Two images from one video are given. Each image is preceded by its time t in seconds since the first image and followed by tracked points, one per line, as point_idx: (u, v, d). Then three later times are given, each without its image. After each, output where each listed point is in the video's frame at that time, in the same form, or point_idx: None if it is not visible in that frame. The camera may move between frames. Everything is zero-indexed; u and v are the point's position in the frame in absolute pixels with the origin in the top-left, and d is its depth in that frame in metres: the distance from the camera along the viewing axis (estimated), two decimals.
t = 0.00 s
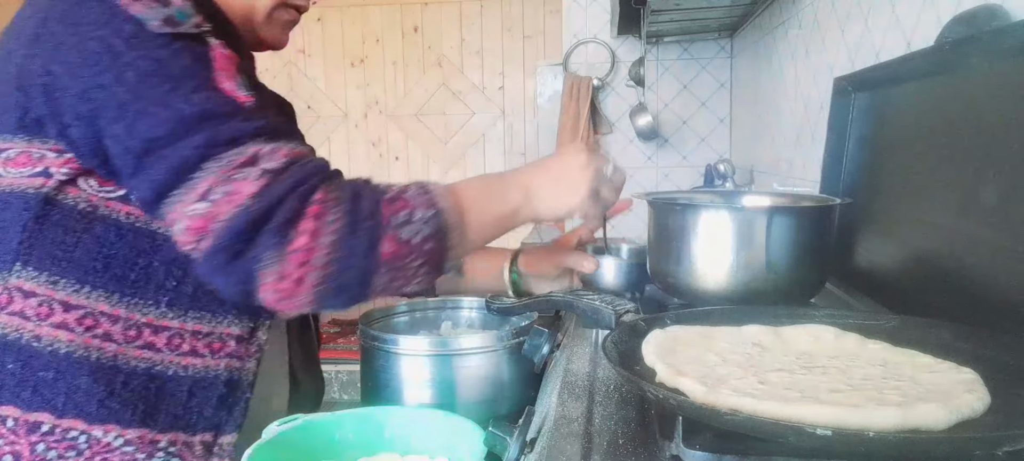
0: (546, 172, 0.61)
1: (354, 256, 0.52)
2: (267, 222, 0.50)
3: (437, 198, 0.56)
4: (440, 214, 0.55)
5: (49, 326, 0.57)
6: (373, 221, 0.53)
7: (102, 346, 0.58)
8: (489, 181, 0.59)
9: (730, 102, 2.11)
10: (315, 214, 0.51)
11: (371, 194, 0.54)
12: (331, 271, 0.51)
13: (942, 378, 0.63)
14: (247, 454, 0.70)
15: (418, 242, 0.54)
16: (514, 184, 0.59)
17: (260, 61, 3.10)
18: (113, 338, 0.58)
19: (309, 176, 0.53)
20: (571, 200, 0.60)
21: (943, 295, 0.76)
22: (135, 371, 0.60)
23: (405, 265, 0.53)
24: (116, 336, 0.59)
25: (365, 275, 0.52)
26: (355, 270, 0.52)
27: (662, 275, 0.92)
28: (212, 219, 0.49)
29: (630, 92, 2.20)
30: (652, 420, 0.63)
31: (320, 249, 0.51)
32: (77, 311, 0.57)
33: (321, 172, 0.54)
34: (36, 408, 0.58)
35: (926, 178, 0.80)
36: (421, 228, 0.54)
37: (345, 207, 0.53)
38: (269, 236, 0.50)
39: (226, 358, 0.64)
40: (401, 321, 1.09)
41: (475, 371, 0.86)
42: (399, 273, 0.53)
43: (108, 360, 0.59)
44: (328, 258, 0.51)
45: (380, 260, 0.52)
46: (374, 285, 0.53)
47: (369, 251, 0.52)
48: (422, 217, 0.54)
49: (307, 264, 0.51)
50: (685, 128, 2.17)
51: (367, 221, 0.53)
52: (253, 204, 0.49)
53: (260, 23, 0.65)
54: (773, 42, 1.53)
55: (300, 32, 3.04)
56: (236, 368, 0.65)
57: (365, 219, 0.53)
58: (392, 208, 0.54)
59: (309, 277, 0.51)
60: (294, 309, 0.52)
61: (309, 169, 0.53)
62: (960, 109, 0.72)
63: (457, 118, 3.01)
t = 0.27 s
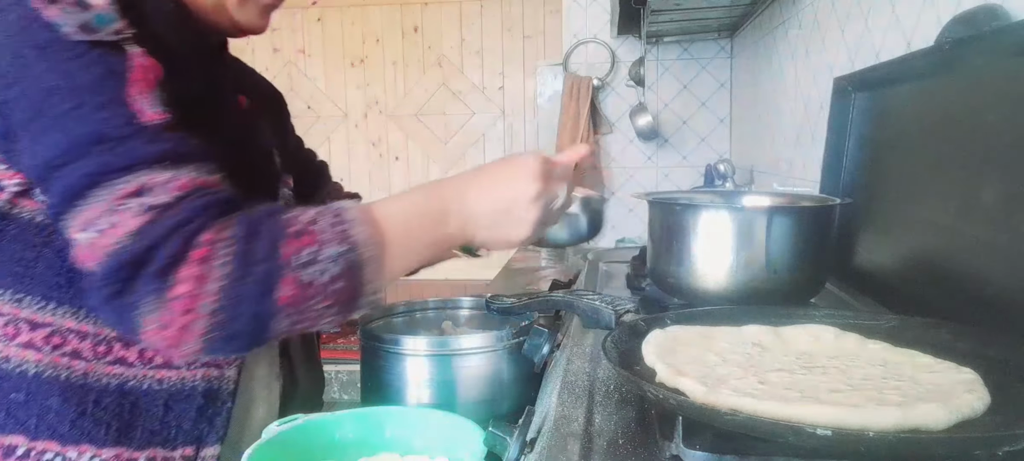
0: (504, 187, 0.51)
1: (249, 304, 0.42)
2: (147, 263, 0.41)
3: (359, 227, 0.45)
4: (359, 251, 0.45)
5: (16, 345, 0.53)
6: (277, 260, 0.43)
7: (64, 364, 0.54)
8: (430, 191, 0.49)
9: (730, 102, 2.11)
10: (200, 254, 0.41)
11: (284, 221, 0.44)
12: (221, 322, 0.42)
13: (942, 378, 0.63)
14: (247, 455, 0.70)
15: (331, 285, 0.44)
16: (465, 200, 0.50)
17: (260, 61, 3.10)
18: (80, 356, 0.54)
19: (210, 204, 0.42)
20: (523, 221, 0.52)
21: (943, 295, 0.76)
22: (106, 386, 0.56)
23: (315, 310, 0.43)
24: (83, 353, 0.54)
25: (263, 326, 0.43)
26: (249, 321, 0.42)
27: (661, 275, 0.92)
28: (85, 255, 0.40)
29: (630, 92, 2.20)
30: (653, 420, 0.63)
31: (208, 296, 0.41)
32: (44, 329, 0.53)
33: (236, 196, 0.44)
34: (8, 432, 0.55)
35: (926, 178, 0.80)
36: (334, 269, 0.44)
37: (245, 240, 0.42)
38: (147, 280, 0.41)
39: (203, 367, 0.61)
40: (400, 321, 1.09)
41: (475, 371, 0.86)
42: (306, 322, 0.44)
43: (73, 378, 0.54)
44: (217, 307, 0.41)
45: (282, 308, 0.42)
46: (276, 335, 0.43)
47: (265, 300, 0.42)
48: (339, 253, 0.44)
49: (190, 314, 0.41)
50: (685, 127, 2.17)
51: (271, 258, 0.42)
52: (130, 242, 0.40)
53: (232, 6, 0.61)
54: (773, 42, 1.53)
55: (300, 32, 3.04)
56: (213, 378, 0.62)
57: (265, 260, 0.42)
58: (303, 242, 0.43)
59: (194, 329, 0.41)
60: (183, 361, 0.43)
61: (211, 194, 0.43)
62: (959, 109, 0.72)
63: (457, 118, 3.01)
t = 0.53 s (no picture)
0: (445, 229, 0.51)
1: (124, 351, 0.42)
2: (12, 306, 0.40)
3: (262, 267, 0.45)
4: (252, 295, 0.44)
5: None
6: (156, 305, 0.42)
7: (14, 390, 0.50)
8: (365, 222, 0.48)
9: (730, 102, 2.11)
10: (70, 300, 0.41)
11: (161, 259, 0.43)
12: (97, 369, 0.42)
13: (942, 378, 0.63)
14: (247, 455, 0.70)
15: (218, 329, 0.44)
16: (398, 236, 0.50)
17: (260, 61, 3.10)
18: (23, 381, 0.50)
19: (81, 243, 0.41)
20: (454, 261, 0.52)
21: (944, 295, 0.76)
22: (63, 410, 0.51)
23: (203, 352, 0.44)
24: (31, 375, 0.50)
25: (142, 370, 0.43)
26: (129, 367, 0.42)
27: (662, 276, 0.91)
28: None
29: (630, 92, 2.21)
30: (653, 420, 0.63)
31: (82, 344, 0.41)
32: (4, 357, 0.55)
33: (116, 232, 0.43)
34: None
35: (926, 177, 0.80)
36: (222, 313, 0.44)
37: (121, 284, 0.42)
38: (12, 324, 0.41)
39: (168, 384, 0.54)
40: (400, 321, 1.09)
41: (475, 370, 0.86)
42: (194, 363, 0.44)
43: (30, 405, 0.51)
44: (88, 353, 0.41)
45: (162, 353, 0.43)
46: (160, 377, 0.44)
47: (143, 346, 0.42)
48: (231, 293, 0.44)
49: (65, 360, 0.41)
50: (685, 127, 2.17)
51: (149, 304, 0.42)
52: None
53: None
54: (773, 42, 1.53)
55: (301, 32, 3.04)
56: (182, 397, 0.56)
57: (137, 306, 0.42)
58: (184, 285, 0.43)
59: (69, 375, 0.42)
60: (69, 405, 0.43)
61: (86, 229, 0.42)
62: (960, 109, 0.72)
63: (457, 118, 3.01)
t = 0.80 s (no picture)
0: (425, 230, 0.47)
1: (58, 374, 0.42)
2: None
3: (197, 276, 0.44)
4: (189, 308, 0.43)
5: None
6: (86, 322, 0.42)
7: None
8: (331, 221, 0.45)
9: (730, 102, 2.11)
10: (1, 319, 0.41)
11: (90, 270, 0.43)
12: (34, 394, 0.42)
13: (941, 377, 0.63)
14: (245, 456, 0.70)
15: (155, 346, 0.43)
16: (376, 234, 0.47)
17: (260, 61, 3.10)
18: None
19: (13, 249, 0.42)
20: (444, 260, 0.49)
21: (944, 294, 0.76)
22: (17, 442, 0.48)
23: (149, 371, 0.44)
24: None
25: (81, 394, 0.43)
26: (67, 391, 0.43)
27: (662, 276, 0.91)
28: None
29: (630, 92, 2.21)
30: (652, 420, 0.63)
31: (15, 367, 0.42)
32: None
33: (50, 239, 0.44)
34: None
35: (927, 177, 0.79)
36: (158, 328, 0.43)
37: (50, 300, 0.42)
38: None
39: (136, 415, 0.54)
40: (401, 321, 1.09)
41: (474, 370, 0.86)
42: (138, 383, 0.44)
43: None
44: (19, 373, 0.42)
45: (101, 374, 0.43)
46: (104, 399, 0.44)
47: (81, 367, 0.42)
48: (171, 305, 0.43)
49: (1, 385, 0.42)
50: (685, 127, 2.17)
51: (80, 321, 0.42)
52: None
53: None
54: (774, 42, 1.53)
55: (301, 32, 3.04)
56: (149, 428, 0.55)
57: (61, 323, 0.42)
58: (113, 299, 0.43)
59: (10, 400, 0.42)
60: (23, 433, 0.44)
61: (15, 237, 0.42)
62: (960, 108, 0.72)
63: (457, 118, 3.01)
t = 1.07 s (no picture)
0: (513, 288, 0.34)
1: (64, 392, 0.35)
2: None
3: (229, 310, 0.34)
4: (211, 342, 0.34)
5: None
6: (103, 336, 0.35)
7: None
8: (399, 261, 0.34)
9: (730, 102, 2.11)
10: (18, 318, 0.34)
11: (117, 277, 0.35)
12: (43, 409, 0.35)
13: (941, 378, 0.63)
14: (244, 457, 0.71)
15: (170, 379, 0.35)
16: (453, 286, 0.34)
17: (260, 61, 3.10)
18: None
19: (39, 236, 0.36)
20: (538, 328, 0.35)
21: (943, 295, 0.76)
22: None
23: (164, 404, 0.35)
24: None
25: (88, 416, 0.35)
26: (75, 411, 0.35)
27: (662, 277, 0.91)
28: None
29: (630, 92, 2.21)
30: (653, 420, 0.63)
31: (30, 372, 0.34)
32: None
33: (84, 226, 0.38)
34: None
35: (925, 178, 0.80)
36: (175, 359, 0.34)
37: (70, 304, 0.35)
38: None
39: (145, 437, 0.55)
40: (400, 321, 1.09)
41: (474, 371, 0.86)
42: (151, 417, 0.35)
43: None
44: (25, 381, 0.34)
45: (109, 398, 0.35)
46: (112, 428, 0.36)
47: (91, 387, 0.35)
48: (191, 333, 0.34)
49: (12, 392, 0.34)
50: (685, 127, 2.17)
51: (96, 334, 0.35)
52: None
53: None
54: (773, 42, 1.53)
55: (301, 32, 3.04)
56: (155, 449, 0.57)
57: (75, 334, 0.34)
58: (133, 315, 0.35)
59: (18, 412, 0.35)
60: (33, 448, 0.37)
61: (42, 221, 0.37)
62: (959, 109, 0.73)
63: (457, 118, 3.01)
